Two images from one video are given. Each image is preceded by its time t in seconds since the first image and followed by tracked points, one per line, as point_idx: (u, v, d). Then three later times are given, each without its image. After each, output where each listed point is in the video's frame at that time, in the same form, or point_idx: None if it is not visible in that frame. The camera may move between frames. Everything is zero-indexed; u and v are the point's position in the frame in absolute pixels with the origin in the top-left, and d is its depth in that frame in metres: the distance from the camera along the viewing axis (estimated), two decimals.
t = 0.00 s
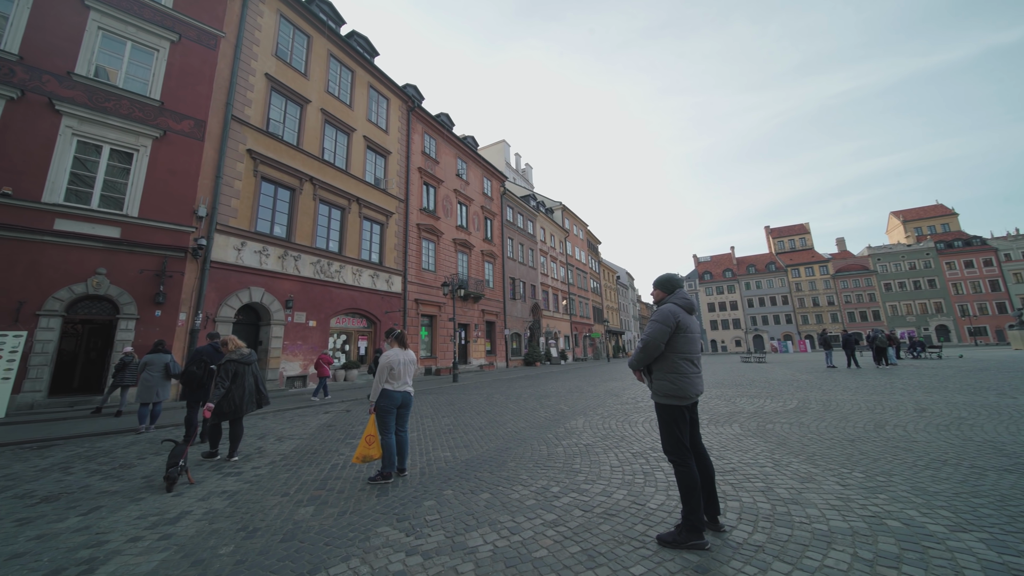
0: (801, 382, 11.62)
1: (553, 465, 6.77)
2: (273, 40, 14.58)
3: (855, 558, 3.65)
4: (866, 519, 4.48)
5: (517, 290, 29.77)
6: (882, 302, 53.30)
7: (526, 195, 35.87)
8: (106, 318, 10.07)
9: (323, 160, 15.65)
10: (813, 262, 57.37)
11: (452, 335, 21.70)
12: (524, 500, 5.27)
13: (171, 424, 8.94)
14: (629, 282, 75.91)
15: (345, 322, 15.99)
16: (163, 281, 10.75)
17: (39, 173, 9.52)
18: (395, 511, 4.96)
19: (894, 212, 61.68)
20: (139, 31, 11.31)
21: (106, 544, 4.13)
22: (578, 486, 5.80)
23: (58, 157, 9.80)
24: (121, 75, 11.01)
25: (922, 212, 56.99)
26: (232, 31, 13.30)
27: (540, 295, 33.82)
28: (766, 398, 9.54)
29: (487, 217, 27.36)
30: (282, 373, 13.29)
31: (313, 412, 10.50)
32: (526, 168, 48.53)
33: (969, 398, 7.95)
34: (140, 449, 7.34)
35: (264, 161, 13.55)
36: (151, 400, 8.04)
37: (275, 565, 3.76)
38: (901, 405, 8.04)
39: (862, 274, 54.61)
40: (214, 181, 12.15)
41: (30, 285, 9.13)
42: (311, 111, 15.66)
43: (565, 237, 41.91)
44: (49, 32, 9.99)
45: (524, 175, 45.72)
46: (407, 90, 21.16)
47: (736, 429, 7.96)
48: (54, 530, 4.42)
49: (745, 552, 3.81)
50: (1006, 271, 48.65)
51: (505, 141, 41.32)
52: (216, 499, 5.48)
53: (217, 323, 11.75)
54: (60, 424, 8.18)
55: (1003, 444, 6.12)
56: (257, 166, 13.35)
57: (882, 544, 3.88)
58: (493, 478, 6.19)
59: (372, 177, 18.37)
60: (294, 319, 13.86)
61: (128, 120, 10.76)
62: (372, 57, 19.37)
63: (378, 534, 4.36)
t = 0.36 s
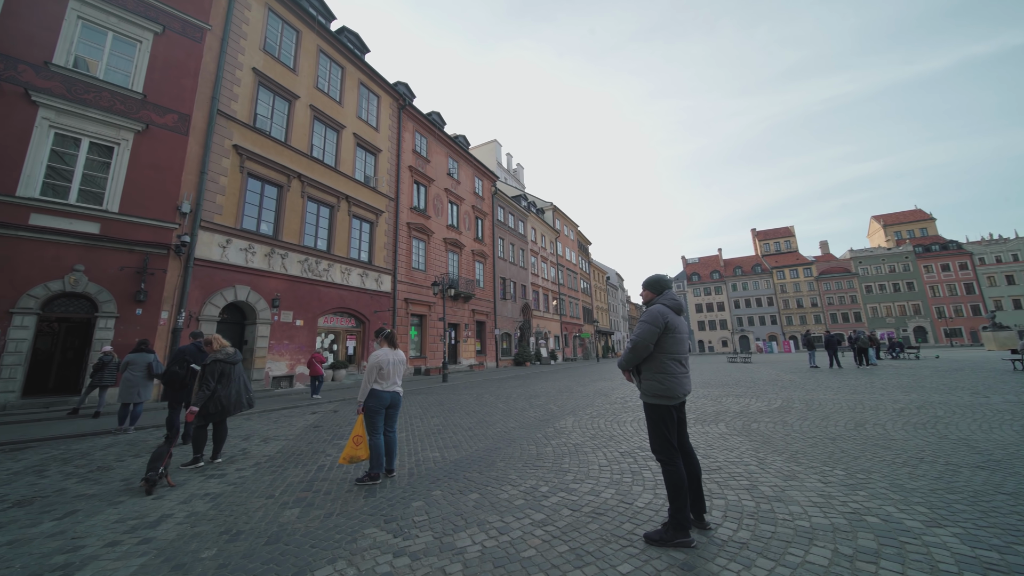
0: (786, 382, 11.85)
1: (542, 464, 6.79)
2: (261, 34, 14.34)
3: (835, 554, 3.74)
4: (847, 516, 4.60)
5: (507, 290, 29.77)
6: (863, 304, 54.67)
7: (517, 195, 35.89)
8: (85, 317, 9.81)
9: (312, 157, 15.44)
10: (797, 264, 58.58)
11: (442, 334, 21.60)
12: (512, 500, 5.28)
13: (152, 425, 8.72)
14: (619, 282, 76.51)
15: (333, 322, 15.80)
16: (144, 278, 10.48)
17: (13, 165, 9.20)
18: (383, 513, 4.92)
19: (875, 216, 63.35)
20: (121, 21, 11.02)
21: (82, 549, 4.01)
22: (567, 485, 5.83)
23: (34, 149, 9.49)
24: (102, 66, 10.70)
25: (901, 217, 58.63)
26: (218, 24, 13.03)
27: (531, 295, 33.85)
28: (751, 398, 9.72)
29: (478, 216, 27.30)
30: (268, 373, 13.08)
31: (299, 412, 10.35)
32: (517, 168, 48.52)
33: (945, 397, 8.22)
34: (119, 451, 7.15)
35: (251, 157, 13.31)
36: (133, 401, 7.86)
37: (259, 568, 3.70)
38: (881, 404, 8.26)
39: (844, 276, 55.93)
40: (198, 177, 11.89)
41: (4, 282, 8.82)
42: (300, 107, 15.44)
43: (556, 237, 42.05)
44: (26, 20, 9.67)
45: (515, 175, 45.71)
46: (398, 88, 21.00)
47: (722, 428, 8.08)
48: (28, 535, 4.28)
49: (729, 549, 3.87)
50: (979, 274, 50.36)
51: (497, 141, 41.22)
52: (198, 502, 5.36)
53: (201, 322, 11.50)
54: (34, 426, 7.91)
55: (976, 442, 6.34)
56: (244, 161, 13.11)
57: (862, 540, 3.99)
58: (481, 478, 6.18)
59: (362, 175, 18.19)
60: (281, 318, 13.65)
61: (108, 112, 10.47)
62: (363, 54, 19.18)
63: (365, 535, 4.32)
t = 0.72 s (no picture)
0: (770, 382, 12.10)
1: (531, 465, 6.80)
2: (248, 28, 14.08)
3: (817, 550, 3.84)
4: (828, 513, 4.71)
5: (497, 290, 29.75)
6: (844, 306, 56.11)
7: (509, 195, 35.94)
8: (61, 315, 9.52)
9: (300, 154, 15.21)
10: (783, 266, 59.81)
11: (432, 335, 21.48)
12: (501, 500, 5.28)
13: (130, 427, 8.48)
14: (608, 283, 77.13)
15: (321, 321, 15.58)
16: (124, 276, 10.19)
17: None
18: (370, 515, 4.87)
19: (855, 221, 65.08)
20: (101, 11, 10.72)
21: (56, 556, 3.89)
22: (555, 485, 5.85)
23: (8, 141, 9.16)
24: (81, 57, 10.39)
25: (881, 221, 60.38)
26: (204, 17, 12.76)
27: (521, 295, 33.89)
28: (736, 397, 9.90)
29: (469, 216, 27.21)
30: (253, 374, 12.83)
31: (284, 413, 10.18)
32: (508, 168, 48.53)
33: (922, 396, 8.49)
34: (96, 454, 6.94)
35: (237, 153, 13.06)
36: (111, 403, 7.63)
37: (242, 573, 3.62)
38: (861, 403, 8.49)
39: (827, 279, 57.30)
40: (182, 172, 11.62)
41: None
42: (288, 103, 15.20)
43: (547, 238, 42.19)
44: None
45: (505, 175, 45.67)
46: (389, 86, 20.85)
47: (708, 427, 8.21)
48: None
49: (715, 547, 3.93)
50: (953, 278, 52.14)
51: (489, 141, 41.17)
52: (179, 506, 5.23)
53: (183, 321, 11.24)
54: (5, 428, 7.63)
55: (950, 439, 6.57)
56: (230, 157, 12.85)
57: (842, 536, 4.10)
58: (470, 479, 6.16)
59: (352, 173, 17.98)
60: (267, 317, 13.41)
61: (87, 105, 10.16)
62: (353, 51, 18.98)
63: (351, 538, 4.28)
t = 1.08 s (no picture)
0: (754, 381, 12.36)
1: (519, 465, 6.81)
2: (234, 20, 13.77)
3: (797, 546, 3.94)
4: (808, 510, 4.85)
5: (487, 290, 29.69)
6: (825, 308, 57.61)
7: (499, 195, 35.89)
8: (32, 313, 9.15)
9: (287, 150, 14.95)
10: (767, 269, 61.11)
11: (421, 335, 21.34)
12: (489, 501, 5.28)
13: (105, 429, 8.20)
14: (597, 284, 77.75)
15: (307, 321, 15.33)
16: (101, 273, 9.86)
17: None
18: (356, 517, 4.82)
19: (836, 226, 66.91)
20: None
21: (24, 564, 3.74)
22: (543, 485, 5.88)
23: None
24: (57, 46, 10.03)
25: (860, 226, 62.20)
26: (187, 8, 12.44)
27: (510, 295, 33.88)
28: (721, 397, 10.09)
29: (459, 216, 27.09)
30: (235, 374, 12.55)
31: (267, 415, 9.98)
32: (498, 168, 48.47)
33: (898, 396, 8.78)
34: (68, 458, 6.69)
35: (221, 148, 12.76)
36: (85, 405, 7.35)
37: None
38: (841, 402, 8.74)
39: (808, 281, 58.74)
40: (163, 167, 11.31)
41: None
42: (274, 98, 14.91)
43: (537, 238, 42.28)
44: None
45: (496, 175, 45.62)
46: (379, 83, 20.64)
47: (694, 427, 8.34)
48: None
49: (699, 544, 4.00)
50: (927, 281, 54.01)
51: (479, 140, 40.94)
52: (156, 510, 5.08)
53: (163, 320, 10.93)
54: None
55: (924, 438, 6.81)
56: (213, 152, 12.55)
57: (821, 532, 4.22)
58: (458, 480, 6.13)
59: (340, 171, 17.74)
60: (251, 316, 13.14)
61: (63, 96, 9.80)
62: (342, 47, 18.73)
63: (337, 540, 4.22)
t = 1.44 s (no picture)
0: (738, 382, 12.61)
1: (506, 465, 6.81)
2: (218, 12, 13.43)
3: (777, 542, 4.04)
4: (787, 506, 4.97)
5: (475, 290, 29.58)
6: (805, 310, 59.13)
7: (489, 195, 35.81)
8: None
9: (272, 146, 14.65)
10: (750, 271, 62.46)
11: (408, 335, 21.15)
12: (476, 502, 5.27)
13: (76, 432, 7.90)
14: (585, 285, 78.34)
15: (291, 320, 15.05)
16: (74, 270, 9.50)
17: None
18: (340, 519, 4.75)
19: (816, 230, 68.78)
20: None
21: None
22: (530, 485, 5.89)
23: None
24: (28, 32, 9.63)
25: (839, 231, 64.05)
26: None
27: (499, 295, 33.83)
28: (705, 397, 10.27)
29: (448, 215, 26.94)
30: (216, 375, 12.24)
31: (249, 416, 9.75)
32: (488, 168, 48.37)
33: (874, 395, 9.08)
34: (36, 462, 6.42)
35: (202, 143, 12.42)
36: (56, 407, 7.04)
37: None
38: (820, 402, 8.98)
39: (790, 284, 60.19)
40: (141, 162, 10.96)
41: None
42: (259, 93, 14.60)
43: (526, 239, 42.31)
44: None
45: (485, 175, 45.50)
46: (368, 80, 20.41)
47: (678, 426, 8.47)
48: None
49: (683, 542, 4.07)
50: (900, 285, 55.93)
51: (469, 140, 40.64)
52: (131, 516, 4.92)
53: (140, 319, 10.59)
54: None
55: (898, 435, 7.05)
56: (195, 147, 12.22)
57: (800, 528, 4.33)
58: (445, 481, 6.10)
59: (327, 168, 17.46)
60: (233, 316, 12.83)
61: (35, 85, 9.41)
62: (330, 42, 18.46)
63: (320, 544, 4.15)
